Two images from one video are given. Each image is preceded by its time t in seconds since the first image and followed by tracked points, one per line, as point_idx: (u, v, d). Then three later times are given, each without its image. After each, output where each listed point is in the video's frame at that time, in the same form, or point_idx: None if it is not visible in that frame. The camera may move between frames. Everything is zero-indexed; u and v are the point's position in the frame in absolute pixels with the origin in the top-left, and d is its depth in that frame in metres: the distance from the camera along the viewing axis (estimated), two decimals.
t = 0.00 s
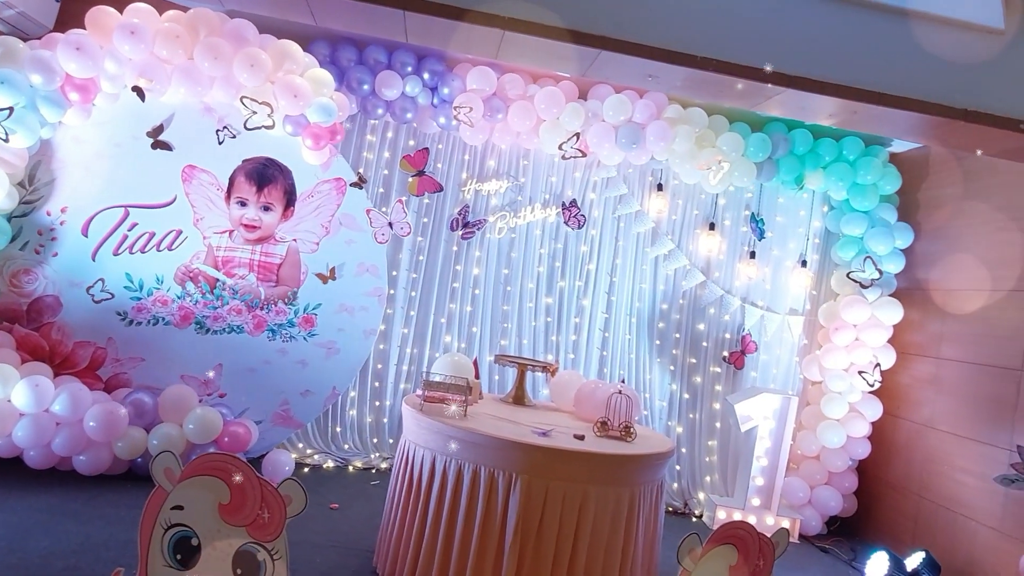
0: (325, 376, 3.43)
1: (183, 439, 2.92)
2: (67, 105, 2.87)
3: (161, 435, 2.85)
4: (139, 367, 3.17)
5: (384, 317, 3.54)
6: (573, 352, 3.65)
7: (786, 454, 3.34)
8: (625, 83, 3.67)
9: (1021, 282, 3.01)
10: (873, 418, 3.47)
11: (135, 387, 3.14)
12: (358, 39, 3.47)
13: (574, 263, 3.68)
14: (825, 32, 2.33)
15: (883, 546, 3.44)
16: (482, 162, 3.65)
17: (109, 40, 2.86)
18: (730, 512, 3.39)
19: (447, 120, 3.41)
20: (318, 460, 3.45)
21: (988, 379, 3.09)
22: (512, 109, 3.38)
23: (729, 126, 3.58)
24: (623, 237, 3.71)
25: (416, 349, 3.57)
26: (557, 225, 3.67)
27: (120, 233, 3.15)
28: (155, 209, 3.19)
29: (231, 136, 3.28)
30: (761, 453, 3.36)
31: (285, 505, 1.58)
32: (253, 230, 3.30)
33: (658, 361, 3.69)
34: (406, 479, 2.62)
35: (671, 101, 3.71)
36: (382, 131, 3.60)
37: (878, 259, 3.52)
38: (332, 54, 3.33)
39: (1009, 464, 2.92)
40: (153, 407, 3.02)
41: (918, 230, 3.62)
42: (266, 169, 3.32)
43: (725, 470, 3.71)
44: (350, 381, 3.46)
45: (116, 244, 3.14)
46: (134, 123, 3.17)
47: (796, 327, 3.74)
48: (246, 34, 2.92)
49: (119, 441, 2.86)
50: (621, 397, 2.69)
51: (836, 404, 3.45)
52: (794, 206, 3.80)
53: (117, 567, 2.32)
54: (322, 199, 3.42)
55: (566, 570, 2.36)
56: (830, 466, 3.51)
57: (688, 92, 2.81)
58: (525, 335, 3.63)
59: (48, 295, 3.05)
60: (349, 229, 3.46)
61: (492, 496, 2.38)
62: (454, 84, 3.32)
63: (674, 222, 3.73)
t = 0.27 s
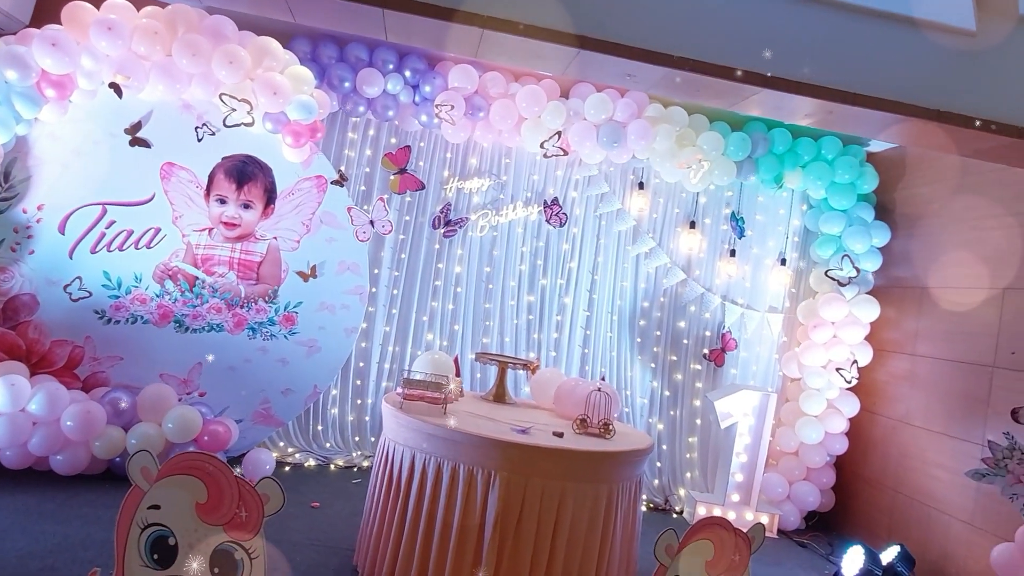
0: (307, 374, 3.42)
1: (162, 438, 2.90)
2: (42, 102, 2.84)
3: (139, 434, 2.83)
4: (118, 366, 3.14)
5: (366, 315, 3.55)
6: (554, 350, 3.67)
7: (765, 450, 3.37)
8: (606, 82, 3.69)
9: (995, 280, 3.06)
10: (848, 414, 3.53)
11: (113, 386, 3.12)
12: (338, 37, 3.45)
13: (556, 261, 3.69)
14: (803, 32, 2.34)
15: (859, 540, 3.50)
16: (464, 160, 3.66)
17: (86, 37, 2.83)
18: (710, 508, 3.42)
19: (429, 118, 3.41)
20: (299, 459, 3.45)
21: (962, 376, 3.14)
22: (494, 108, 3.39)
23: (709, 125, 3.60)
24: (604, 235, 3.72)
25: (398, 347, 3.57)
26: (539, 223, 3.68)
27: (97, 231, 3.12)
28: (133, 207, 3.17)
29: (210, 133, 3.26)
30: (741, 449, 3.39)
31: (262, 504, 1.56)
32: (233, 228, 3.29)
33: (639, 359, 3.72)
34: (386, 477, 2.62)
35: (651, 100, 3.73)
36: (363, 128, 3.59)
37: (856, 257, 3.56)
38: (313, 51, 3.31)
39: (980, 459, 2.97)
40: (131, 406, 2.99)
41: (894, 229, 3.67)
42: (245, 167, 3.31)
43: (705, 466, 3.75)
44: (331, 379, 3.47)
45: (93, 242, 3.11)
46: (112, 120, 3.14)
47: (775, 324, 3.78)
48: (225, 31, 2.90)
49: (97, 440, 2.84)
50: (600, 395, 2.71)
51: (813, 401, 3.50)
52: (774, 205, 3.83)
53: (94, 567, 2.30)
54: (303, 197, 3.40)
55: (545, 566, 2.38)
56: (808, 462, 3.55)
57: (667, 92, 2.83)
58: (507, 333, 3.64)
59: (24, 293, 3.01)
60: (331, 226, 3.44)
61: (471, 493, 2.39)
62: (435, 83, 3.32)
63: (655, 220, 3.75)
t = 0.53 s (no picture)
0: (289, 372, 3.41)
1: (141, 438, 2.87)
2: (18, 97, 2.80)
3: (119, 433, 2.81)
4: (96, 364, 3.11)
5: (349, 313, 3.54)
6: (537, 347, 3.68)
7: (747, 446, 3.40)
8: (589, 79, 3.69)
9: (970, 277, 3.11)
10: (828, 410, 3.56)
11: (91, 384, 3.08)
12: (320, 33, 3.43)
13: (539, 258, 3.70)
14: (782, 30, 2.36)
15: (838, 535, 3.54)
16: (447, 157, 3.65)
17: (63, 31, 2.79)
18: (691, 503, 3.45)
19: (412, 115, 3.40)
20: (281, 457, 3.43)
21: (938, 371, 3.18)
22: (477, 105, 3.38)
23: (691, 123, 3.62)
24: (587, 232, 3.73)
25: (380, 345, 3.56)
26: (522, 221, 3.68)
27: (75, 228, 3.09)
28: (112, 204, 3.14)
29: (190, 129, 3.24)
30: (722, 445, 3.41)
31: (241, 502, 1.52)
32: (213, 225, 3.27)
33: (621, 356, 3.73)
34: (366, 474, 2.61)
35: (634, 98, 3.74)
36: (345, 125, 3.57)
37: (835, 255, 3.60)
38: (294, 47, 3.29)
39: (955, 454, 3.01)
40: (110, 404, 2.95)
41: (873, 227, 3.72)
42: (226, 163, 3.28)
43: (687, 462, 3.77)
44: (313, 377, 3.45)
45: (71, 239, 3.08)
46: (90, 115, 3.11)
47: (756, 321, 3.82)
48: (205, 26, 2.87)
49: (75, 439, 2.81)
50: (581, 391, 2.73)
51: (794, 397, 3.52)
52: (755, 203, 3.86)
53: (70, 567, 2.28)
54: (284, 193, 3.39)
55: (525, 562, 2.39)
56: (789, 457, 3.59)
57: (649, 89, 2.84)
58: (490, 331, 3.64)
59: None
60: (312, 223, 3.43)
61: (451, 490, 2.39)
62: (418, 79, 3.31)
63: (637, 218, 3.77)
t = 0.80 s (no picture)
0: (269, 371, 3.41)
1: (121, 437, 2.85)
2: None
3: (97, 432, 2.77)
4: (74, 363, 3.08)
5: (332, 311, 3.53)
6: (521, 345, 3.68)
7: (728, 443, 3.42)
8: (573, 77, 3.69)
9: (947, 275, 3.14)
10: (809, 406, 3.58)
11: (69, 383, 3.06)
12: (302, 29, 3.41)
13: (522, 256, 3.70)
14: (761, 28, 2.37)
15: (818, 530, 3.58)
16: (430, 155, 3.64)
17: (38, 25, 2.74)
18: (674, 500, 3.47)
19: (394, 112, 3.38)
20: (263, 456, 3.40)
21: (916, 367, 3.22)
22: (460, 102, 3.37)
23: (673, 121, 3.63)
24: (570, 230, 3.74)
25: (363, 343, 3.55)
26: (505, 218, 3.68)
27: (52, 225, 3.05)
28: (90, 201, 3.11)
29: (169, 126, 3.21)
30: (704, 442, 3.44)
31: (220, 501, 1.51)
32: (193, 222, 3.25)
33: (604, 353, 3.75)
34: (347, 472, 2.61)
35: (617, 96, 3.75)
36: (328, 122, 3.55)
37: (816, 253, 3.62)
38: (276, 44, 3.27)
39: (933, 449, 3.05)
40: (88, 403, 2.93)
41: (853, 225, 3.76)
42: (206, 160, 3.26)
43: (669, 458, 3.80)
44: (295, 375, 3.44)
45: (48, 237, 3.04)
46: (67, 111, 3.06)
47: (738, 319, 3.85)
48: (184, 22, 2.84)
49: (53, 438, 2.78)
50: (562, 389, 2.74)
51: (775, 394, 3.55)
52: (737, 201, 3.89)
53: (45, 568, 2.25)
54: (265, 191, 3.38)
55: (506, 559, 2.39)
56: (770, 453, 3.61)
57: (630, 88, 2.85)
58: (473, 328, 3.65)
59: None
60: (294, 221, 3.43)
61: (432, 488, 2.39)
62: (401, 76, 3.30)
63: (620, 216, 3.78)
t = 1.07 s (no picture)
0: (251, 369, 3.36)
1: (99, 435, 2.82)
2: None
3: (75, 431, 2.75)
4: (51, 361, 3.04)
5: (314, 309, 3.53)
6: (504, 342, 3.69)
7: (710, 438, 3.45)
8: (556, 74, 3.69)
9: (925, 270, 3.18)
10: (790, 402, 3.61)
11: (46, 382, 3.02)
12: (283, 24, 3.38)
13: (505, 253, 3.70)
14: (741, 24, 2.37)
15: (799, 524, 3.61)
16: (413, 152, 3.63)
17: (13, 18, 2.70)
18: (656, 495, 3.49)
19: (376, 108, 3.37)
20: (244, 455, 3.42)
21: (895, 363, 3.25)
22: (442, 98, 3.36)
23: (656, 118, 3.64)
24: (553, 227, 3.75)
25: (346, 340, 3.54)
26: (488, 215, 3.68)
27: (29, 222, 3.01)
28: (67, 197, 3.06)
29: (148, 121, 3.17)
30: (687, 438, 3.46)
31: (197, 498, 1.50)
32: (172, 219, 3.22)
33: (588, 350, 3.76)
34: (328, 470, 2.59)
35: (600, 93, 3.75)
36: (310, 118, 3.53)
37: (797, 249, 3.65)
38: (257, 39, 3.24)
39: (909, 442, 3.09)
40: (66, 402, 2.90)
41: (833, 222, 3.79)
42: (185, 156, 3.22)
43: (653, 455, 3.82)
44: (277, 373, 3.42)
45: (24, 234, 3.00)
46: (43, 106, 3.02)
47: (721, 315, 3.87)
48: (162, 16, 2.81)
49: (30, 438, 2.75)
50: (544, 384, 2.73)
51: (757, 389, 3.57)
52: (719, 198, 3.91)
53: (21, 569, 2.22)
54: (246, 187, 3.34)
55: (488, 557, 2.38)
56: (752, 449, 3.63)
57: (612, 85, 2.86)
58: (456, 325, 3.64)
59: None
60: (275, 217, 3.39)
61: (413, 484, 2.39)
62: (383, 72, 3.28)
63: (603, 213, 3.79)
